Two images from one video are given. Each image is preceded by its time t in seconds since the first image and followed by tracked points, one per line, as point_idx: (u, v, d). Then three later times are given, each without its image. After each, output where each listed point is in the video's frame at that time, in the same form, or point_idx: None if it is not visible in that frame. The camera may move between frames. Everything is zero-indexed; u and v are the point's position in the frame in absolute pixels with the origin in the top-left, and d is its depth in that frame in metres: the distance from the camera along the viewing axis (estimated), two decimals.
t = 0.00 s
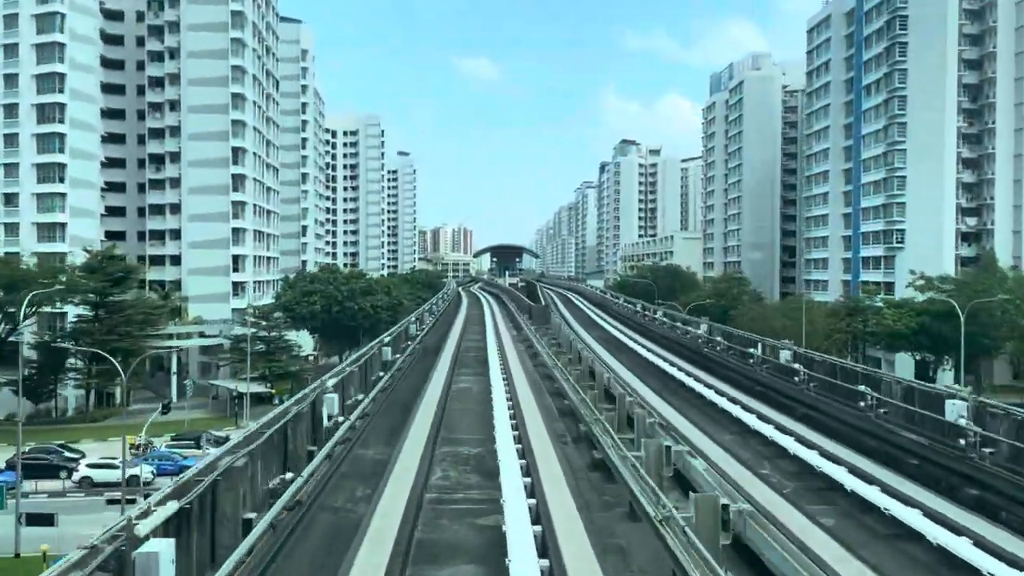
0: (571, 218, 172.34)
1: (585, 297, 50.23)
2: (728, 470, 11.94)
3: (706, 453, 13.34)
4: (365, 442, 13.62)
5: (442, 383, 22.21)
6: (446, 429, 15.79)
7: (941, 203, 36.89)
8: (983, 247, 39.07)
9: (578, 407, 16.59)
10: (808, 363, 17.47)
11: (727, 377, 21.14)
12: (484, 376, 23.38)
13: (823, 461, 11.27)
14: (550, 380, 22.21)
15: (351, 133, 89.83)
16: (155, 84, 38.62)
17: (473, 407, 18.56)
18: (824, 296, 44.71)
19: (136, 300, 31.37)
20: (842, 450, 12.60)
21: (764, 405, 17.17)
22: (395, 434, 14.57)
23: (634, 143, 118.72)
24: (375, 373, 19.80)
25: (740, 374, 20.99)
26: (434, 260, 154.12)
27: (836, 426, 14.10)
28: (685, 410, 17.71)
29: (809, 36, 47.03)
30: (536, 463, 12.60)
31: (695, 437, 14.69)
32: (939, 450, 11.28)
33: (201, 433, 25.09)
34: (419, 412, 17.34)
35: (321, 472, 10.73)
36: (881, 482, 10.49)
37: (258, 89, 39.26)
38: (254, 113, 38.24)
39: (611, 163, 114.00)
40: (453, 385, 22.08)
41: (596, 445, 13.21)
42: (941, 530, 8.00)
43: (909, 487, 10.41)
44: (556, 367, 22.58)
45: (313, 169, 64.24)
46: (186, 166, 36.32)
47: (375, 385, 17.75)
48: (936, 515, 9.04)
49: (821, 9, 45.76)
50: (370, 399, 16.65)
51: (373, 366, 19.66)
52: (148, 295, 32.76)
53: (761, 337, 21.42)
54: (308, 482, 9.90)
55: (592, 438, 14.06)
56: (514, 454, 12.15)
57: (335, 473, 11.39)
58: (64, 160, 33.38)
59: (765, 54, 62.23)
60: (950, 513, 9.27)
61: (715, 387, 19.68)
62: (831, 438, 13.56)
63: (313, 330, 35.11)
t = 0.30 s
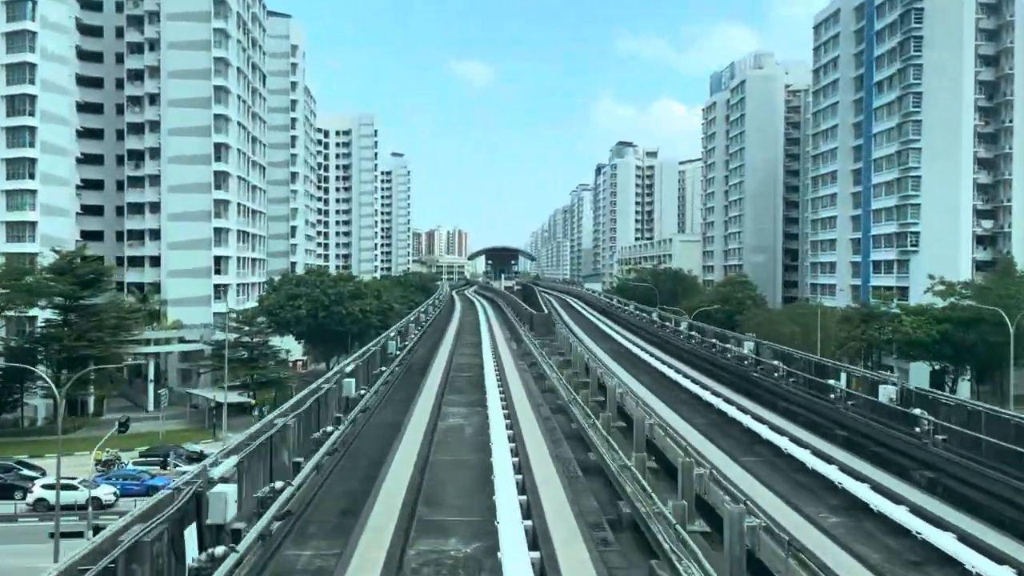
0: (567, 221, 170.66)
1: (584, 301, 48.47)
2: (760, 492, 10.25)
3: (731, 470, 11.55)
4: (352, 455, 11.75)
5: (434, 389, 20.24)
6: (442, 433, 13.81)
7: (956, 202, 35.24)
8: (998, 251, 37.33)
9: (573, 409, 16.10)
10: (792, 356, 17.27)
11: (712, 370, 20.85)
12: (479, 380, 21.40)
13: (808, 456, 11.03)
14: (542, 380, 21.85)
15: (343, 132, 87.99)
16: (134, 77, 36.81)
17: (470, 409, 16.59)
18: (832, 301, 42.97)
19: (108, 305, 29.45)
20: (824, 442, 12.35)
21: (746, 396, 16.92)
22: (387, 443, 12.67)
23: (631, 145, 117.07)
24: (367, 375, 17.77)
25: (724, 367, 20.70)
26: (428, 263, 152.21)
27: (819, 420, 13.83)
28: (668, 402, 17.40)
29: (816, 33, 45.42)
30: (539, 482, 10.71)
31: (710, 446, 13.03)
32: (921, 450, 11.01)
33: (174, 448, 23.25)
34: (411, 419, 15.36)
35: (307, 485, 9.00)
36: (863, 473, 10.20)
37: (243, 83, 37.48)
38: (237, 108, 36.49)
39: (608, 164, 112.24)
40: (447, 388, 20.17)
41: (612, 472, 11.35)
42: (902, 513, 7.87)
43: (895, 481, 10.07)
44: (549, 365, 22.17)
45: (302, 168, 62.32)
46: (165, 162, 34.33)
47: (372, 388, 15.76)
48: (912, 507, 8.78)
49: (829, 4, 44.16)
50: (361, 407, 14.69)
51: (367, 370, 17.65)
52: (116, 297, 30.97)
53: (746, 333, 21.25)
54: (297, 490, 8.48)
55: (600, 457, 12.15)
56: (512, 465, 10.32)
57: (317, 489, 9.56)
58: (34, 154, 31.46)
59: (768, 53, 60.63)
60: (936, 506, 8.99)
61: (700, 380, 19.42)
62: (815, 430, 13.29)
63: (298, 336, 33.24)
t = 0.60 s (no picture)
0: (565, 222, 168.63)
1: (586, 305, 46.49)
2: (817, 547, 8.47)
3: (775, 515, 9.63)
4: (329, 499, 10.13)
5: (427, 407, 18.35)
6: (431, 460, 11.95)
7: (981, 202, 33.34)
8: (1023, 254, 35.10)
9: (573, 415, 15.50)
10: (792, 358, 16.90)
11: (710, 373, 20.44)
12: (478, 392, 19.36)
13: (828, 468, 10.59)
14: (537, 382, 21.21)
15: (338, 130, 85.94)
16: (112, 67, 34.81)
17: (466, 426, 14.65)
18: (847, 305, 41.01)
19: (76, 310, 27.57)
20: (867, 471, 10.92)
21: (747, 400, 16.55)
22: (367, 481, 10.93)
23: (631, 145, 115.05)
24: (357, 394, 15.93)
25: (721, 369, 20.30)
26: (425, 264, 150.08)
27: (825, 426, 13.46)
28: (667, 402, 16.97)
29: (828, 26, 43.53)
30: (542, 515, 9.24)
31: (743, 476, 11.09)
32: (934, 461, 10.64)
33: (142, 466, 21.32)
34: (400, 446, 13.52)
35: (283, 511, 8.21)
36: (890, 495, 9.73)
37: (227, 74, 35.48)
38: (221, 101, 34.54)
39: (608, 164, 110.15)
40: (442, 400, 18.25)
41: (632, 518, 9.49)
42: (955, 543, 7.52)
43: (953, 519, 9.10)
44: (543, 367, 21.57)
45: (294, 166, 60.30)
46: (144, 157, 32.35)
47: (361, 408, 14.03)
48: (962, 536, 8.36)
49: None
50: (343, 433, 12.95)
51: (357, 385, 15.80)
52: (84, 303, 29.03)
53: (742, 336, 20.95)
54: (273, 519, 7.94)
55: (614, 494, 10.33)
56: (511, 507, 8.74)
57: (280, 546, 7.95)
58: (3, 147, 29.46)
59: (775, 49, 58.72)
60: (977, 531, 8.54)
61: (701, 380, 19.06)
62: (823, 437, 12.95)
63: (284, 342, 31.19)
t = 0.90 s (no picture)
0: (564, 222, 166.75)
1: (588, 306, 44.69)
2: None
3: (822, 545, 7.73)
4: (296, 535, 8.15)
5: (423, 405, 16.68)
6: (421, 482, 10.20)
7: (1006, 199, 31.58)
8: None
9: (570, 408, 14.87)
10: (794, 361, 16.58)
11: (708, 371, 20.03)
12: (474, 397, 17.50)
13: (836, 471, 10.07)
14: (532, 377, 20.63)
15: (332, 127, 84.03)
16: (90, 55, 32.95)
17: (461, 442, 12.88)
18: (862, 308, 39.18)
19: (41, 312, 25.79)
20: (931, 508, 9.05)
21: (753, 403, 15.68)
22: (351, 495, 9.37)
23: (631, 144, 113.07)
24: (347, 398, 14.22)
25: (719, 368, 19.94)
26: (422, 264, 148.08)
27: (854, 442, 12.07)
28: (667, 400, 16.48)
29: (842, 17, 41.74)
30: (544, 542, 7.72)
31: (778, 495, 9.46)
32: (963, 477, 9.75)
33: (107, 485, 19.51)
34: (391, 450, 11.91)
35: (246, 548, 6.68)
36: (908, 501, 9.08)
37: (211, 62, 33.64)
38: (204, 91, 32.73)
39: (607, 164, 108.29)
40: (437, 404, 16.44)
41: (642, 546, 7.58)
42: (987, 562, 6.76)
43: None
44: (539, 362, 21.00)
45: (286, 162, 58.44)
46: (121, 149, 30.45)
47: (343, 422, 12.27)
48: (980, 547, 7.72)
49: None
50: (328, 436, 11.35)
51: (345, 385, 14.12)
52: (54, 304, 27.18)
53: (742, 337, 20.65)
54: (261, 526, 7.39)
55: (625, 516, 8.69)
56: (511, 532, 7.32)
57: None
58: None
59: (782, 43, 56.92)
60: (995, 543, 8.02)
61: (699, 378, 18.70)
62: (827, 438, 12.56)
63: (268, 347, 29.23)
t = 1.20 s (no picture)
0: (563, 221, 164.71)
1: (591, 306, 42.88)
2: None
3: None
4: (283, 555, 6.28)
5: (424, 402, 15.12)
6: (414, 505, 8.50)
7: None
8: None
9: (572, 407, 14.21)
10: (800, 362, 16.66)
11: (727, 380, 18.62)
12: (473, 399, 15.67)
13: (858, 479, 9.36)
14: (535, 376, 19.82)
15: (328, 122, 82.08)
16: (67, 40, 31.09)
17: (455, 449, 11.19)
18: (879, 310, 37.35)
19: (6, 313, 23.97)
20: None
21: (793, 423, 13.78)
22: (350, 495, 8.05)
23: (632, 142, 111.10)
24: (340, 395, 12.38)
25: (733, 368, 19.50)
26: (419, 263, 146.02)
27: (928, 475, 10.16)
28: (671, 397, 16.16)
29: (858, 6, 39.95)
30: None
31: (843, 535, 7.89)
32: None
33: (67, 505, 17.69)
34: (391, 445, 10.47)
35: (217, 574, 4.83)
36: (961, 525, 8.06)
37: (195, 48, 31.78)
38: (187, 79, 30.86)
39: (608, 162, 106.32)
40: (438, 406, 14.59)
41: None
42: None
43: None
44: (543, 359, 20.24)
45: (278, 157, 56.52)
46: (97, 138, 28.48)
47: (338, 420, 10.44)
48: None
49: None
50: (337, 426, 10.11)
51: (343, 382, 12.57)
52: (21, 304, 25.34)
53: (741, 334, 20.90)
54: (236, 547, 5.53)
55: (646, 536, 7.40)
56: (512, 555, 5.93)
57: None
58: None
59: (791, 36, 55.08)
60: None
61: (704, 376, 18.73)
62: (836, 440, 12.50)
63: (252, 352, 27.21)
